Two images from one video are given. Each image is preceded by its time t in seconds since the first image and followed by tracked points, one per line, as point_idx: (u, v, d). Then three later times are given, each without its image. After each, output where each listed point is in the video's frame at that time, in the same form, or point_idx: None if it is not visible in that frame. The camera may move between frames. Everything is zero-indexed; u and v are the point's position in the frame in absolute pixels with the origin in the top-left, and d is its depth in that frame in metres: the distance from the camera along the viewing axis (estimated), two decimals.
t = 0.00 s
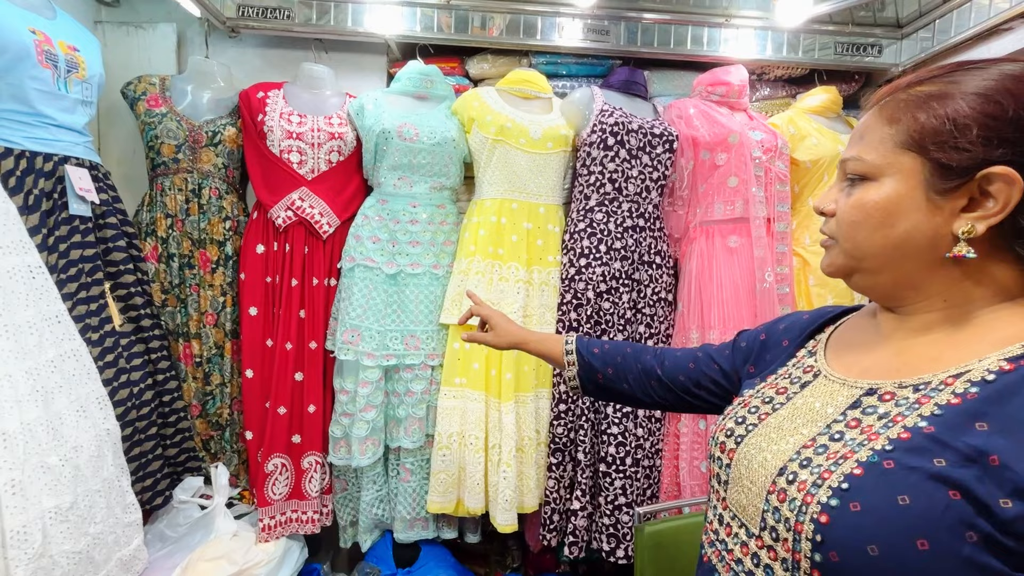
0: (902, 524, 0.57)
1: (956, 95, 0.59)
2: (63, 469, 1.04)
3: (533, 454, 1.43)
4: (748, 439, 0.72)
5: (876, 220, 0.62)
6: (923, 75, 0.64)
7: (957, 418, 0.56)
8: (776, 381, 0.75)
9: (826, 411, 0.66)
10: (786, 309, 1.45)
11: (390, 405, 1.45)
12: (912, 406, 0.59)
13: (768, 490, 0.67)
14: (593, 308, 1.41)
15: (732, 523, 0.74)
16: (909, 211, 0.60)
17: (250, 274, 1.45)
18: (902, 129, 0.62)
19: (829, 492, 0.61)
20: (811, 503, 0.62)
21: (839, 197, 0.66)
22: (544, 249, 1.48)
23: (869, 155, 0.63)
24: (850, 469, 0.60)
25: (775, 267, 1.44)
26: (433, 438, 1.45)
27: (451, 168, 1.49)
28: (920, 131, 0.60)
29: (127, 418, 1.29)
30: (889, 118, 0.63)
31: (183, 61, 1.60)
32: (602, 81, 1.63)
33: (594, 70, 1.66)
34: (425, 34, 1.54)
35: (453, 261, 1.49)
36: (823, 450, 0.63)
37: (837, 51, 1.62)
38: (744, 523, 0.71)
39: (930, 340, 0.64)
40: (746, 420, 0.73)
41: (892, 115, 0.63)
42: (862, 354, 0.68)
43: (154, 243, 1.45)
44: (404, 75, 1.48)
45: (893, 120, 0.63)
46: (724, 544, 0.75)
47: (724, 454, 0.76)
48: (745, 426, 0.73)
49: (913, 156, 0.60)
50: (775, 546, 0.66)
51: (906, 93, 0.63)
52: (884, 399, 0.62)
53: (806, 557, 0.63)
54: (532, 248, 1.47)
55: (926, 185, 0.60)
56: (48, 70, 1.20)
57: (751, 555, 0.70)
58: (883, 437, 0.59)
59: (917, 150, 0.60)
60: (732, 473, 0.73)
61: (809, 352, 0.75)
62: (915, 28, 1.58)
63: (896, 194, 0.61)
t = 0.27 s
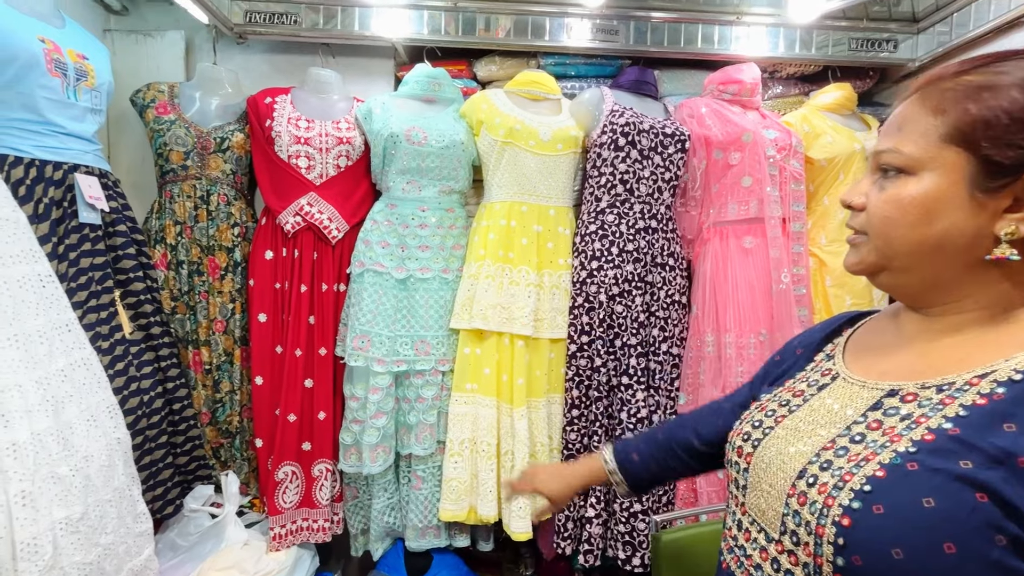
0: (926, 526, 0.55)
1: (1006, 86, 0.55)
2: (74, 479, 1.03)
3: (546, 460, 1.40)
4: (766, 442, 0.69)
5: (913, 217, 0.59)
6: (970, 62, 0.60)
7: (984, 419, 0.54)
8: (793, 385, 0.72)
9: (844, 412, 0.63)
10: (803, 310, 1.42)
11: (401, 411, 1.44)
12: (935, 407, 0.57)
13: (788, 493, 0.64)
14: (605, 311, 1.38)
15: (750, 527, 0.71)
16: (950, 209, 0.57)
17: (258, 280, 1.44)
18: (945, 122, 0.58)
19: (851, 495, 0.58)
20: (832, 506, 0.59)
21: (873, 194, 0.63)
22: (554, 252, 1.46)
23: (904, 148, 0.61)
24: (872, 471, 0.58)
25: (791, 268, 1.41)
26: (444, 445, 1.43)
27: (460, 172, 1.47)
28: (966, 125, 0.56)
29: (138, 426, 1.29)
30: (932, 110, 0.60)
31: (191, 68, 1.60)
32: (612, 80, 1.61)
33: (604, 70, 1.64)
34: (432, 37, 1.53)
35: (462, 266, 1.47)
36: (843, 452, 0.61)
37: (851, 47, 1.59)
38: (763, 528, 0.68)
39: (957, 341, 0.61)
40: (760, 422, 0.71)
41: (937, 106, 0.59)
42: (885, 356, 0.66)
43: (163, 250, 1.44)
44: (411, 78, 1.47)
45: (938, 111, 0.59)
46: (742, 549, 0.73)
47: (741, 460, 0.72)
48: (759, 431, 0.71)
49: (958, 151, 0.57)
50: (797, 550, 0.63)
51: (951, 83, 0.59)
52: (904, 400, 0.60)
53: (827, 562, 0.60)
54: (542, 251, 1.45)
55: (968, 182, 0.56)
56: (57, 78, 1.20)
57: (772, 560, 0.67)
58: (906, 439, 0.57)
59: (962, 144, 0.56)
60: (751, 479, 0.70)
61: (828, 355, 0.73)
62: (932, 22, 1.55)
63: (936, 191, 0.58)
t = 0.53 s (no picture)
0: (904, 504, 0.57)
1: None
2: (85, 486, 1.03)
3: (558, 465, 1.39)
4: (766, 435, 0.77)
5: (976, 202, 0.58)
6: None
7: (969, 404, 0.56)
8: (802, 383, 0.80)
9: (836, 404, 0.69)
10: (820, 311, 1.39)
11: (412, 416, 1.42)
12: (924, 395, 0.60)
13: (783, 479, 0.70)
14: (618, 313, 1.37)
15: (756, 518, 0.75)
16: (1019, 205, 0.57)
17: (268, 285, 1.43)
18: None
19: (835, 474, 0.62)
20: (818, 487, 0.64)
21: (939, 174, 0.62)
22: (565, 253, 1.44)
23: (982, 129, 0.59)
24: (856, 454, 0.62)
25: (806, 268, 1.39)
26: (455, 450, 1.41)
27: (469, 174, 1.46)
28: None
29: (147, 433, 1.28)
30: None
31: (199, 73, 1.60)
32: (621, 80, 1.60)
33: (613, 69, 1.62)
34: (440, 39, 1.52)
35: (472, 268, 1.46)
36: (834, 438, 0.66)
37: (865, 42, 1.57)
38: (764, 515, 0.73)
39: (966, 334, 0.63)
40: (767, 416, 0.79)
41: None
42: (894, 353, 0.69)
43: (172, 256, 1.44)
44: (420, 81, 1.46)
45: None
46: (748, 539, 0.77)
47: (749, 453, 0.79)
48: (766, 423, 0.79)
49: None
50: (788, 531, 0.68)
51: None
52: (898, 388, 0.64)
53: (814, 540, 0.64)
54: (552, 253, 1.44)
55: None
56: (67, 85, 1.20)
57: (771, 547, 0.71)
58: (892, 424, 0.61)
59: None
60: (754, 469, 0.77)
61: (836, 354, 0.80)
62: (948, 16, 1.53)
63: (1012, 182, 0.57)
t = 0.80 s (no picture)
0: (899, 511, 0.56)
1: None
2: (83, 500, 1.01)
3: (562, 473, 1.37)
4: (771, 437, 0.74)
5: (959, 208, 0.57)
6: None
7: (970, 412, 0.54)
8: (808, 386, 0.77)
9: (840, 409, 0.67)
10: (825, 315, 1.38)
11: (414, 424, 1.41)
12: (927, 401, 0.58)
13: (783, 482, 0.67)
14: (621, 318, 1.36)
15: (755, 519, 0.73)
16: (1000, 207, 0.56)
17: (268, 292, 1.42)
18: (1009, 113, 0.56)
19: (833, 479, 0.61)
20: (815, 492, 0.62)
21: (918, 184, 0.61)
22: (567, 258, 1.43)
23: (956, 136, 0.59)
24: (855, 460, 0.60)
25: (811, 272, 1.38)
26: (457, 458, 1.40)
27: (470, 179, 1.45)
28: None
29: (147, 443, 1.26)
30: (994, 98, 0.58)
31: (199, 81, 1.60)
32: (622, 84, 1.59)
33: (613, 74, 1.62)
34: (440, 44, 1.52)
35: (474, 274, 1.45)
36: (835, 443, 0.63)
37: (867, 45, 1.56)
38: (764, 515, 0.71)
39: (975, 338, 0.61)
40: (772, 419, 0.76)
41: (1002, 97, 0.57)
42: (896, 358, 0.67)
43: (172, 264, 1.43)
44: (420, 87, 1.46)
45: (1002, 100, 0.57)
46: (748, 538, 0.74)
47: (752, 454, 0.77)
48: (770, 425, 0.75)
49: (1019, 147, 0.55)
50: (788, 534, 0.65)
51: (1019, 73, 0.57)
52: (901, 395, 0.61)
53: (810, 544, 0.62)
54: (554, 258, 1.42)
55: None
56: (66, 93, 1.19)
57: (768, 549, 0.69)
58: (893, 431, 0.59)
59: None
60: (756, 472, 0.74)
61: (846, 357, 0.77)
62: (950, 18, 1.52)
63: (988, 186, 0.56)
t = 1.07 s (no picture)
0: (907, 529, 0.55)
1: None
2: (71, 511, 1.00)
3: (559, 479, 1.36)
4: (762, 442, 0.70)
5: (957, 213, 0.56)
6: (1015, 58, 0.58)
7: (974, 426, 0.53)
8: (792, 384, 0.74)
9: (836, 415, 0.64)
10: (821, 318, 1.38)
11: (409, 430, 1.39)
12: (928, 412, 0.57)
13: (780, 493, 0.65)
14: (617, 323, 1.35)
15: (749, 524, 0.71)
16: (995, 210, 0.55)
17: (261, 298, 1.41)
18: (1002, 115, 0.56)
19: (837, 496, 0.59)
20: (819, 508, 0.60)
21: (911, 186, 0.60)
22: (562, 263, 1.42)
23: (948, 139, 0.58)
24: (859, 475, 0.58)
25: (806, 275, 1.38)
26: (453, 464, 1.39)
27: (465, 184, 1.44)
28: None
29: (137, 452, 1.24)
30: (984, 101, 0.57)
31: (190, 84, 1.58)
32: (617, 88, 1.59)
33: (608, 78, 1.61)
34: (434, 48, 1.51)
35: (469, 279, 1.44)
36: (834, 453, 0.61)
37: (860, 49, 1.57)
38: (759, 524, 0.69)
39: (968, 343, 0.60)
40: (760, 422, 0.73)
41: (993, 100, 0.57)
42: (887, 360, 0.65)
43: (163, 270, 1.41)
44: (414, 90, 1.45)
45: (993, 103, 0.57)
46: (742, 544, 0.73)
47: (741, 458, 0.74)
48: (758, 429, 0.72)
49: (1011, 150, 0.55)
50: (788, 546, 0.64)
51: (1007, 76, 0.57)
52: (897, 402, 0.60)
53: (814, 559, 0.61)
54: (550, 263, 1.42)
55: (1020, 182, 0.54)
56: (55, 97, 1.18)
57: (767, 558, 0.67)
58: (895, 444, 0.57)
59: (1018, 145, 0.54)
60: (750, 477, 0.71)
61: (828, 353, 0.75)
62: (941, 22, 1.53)
63: (983, 189, 0.56)
